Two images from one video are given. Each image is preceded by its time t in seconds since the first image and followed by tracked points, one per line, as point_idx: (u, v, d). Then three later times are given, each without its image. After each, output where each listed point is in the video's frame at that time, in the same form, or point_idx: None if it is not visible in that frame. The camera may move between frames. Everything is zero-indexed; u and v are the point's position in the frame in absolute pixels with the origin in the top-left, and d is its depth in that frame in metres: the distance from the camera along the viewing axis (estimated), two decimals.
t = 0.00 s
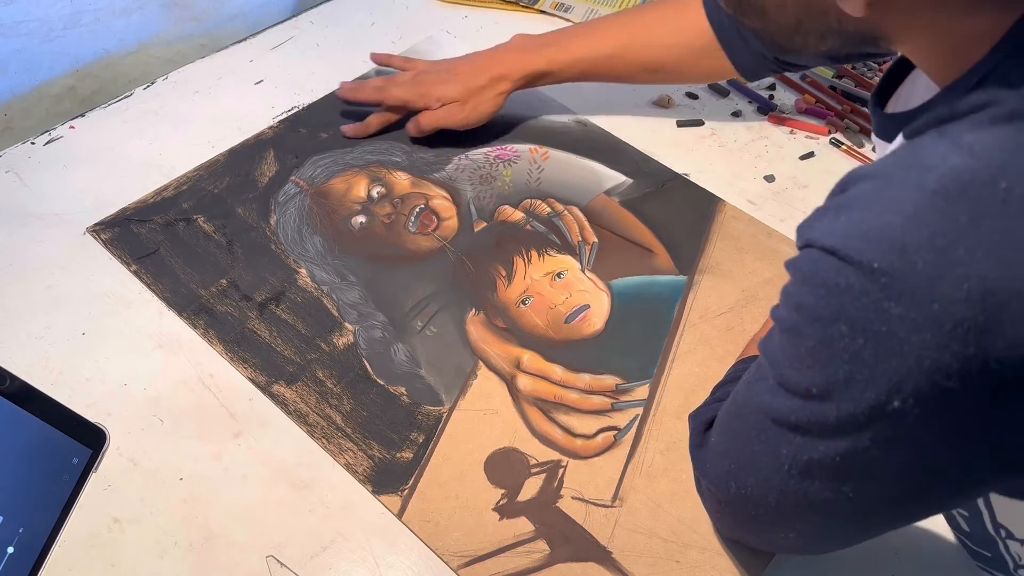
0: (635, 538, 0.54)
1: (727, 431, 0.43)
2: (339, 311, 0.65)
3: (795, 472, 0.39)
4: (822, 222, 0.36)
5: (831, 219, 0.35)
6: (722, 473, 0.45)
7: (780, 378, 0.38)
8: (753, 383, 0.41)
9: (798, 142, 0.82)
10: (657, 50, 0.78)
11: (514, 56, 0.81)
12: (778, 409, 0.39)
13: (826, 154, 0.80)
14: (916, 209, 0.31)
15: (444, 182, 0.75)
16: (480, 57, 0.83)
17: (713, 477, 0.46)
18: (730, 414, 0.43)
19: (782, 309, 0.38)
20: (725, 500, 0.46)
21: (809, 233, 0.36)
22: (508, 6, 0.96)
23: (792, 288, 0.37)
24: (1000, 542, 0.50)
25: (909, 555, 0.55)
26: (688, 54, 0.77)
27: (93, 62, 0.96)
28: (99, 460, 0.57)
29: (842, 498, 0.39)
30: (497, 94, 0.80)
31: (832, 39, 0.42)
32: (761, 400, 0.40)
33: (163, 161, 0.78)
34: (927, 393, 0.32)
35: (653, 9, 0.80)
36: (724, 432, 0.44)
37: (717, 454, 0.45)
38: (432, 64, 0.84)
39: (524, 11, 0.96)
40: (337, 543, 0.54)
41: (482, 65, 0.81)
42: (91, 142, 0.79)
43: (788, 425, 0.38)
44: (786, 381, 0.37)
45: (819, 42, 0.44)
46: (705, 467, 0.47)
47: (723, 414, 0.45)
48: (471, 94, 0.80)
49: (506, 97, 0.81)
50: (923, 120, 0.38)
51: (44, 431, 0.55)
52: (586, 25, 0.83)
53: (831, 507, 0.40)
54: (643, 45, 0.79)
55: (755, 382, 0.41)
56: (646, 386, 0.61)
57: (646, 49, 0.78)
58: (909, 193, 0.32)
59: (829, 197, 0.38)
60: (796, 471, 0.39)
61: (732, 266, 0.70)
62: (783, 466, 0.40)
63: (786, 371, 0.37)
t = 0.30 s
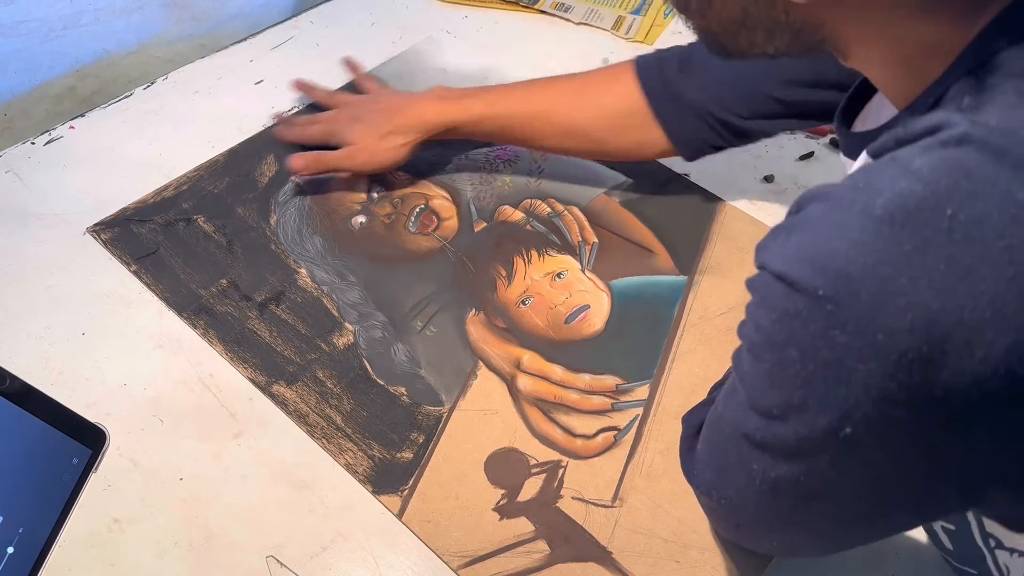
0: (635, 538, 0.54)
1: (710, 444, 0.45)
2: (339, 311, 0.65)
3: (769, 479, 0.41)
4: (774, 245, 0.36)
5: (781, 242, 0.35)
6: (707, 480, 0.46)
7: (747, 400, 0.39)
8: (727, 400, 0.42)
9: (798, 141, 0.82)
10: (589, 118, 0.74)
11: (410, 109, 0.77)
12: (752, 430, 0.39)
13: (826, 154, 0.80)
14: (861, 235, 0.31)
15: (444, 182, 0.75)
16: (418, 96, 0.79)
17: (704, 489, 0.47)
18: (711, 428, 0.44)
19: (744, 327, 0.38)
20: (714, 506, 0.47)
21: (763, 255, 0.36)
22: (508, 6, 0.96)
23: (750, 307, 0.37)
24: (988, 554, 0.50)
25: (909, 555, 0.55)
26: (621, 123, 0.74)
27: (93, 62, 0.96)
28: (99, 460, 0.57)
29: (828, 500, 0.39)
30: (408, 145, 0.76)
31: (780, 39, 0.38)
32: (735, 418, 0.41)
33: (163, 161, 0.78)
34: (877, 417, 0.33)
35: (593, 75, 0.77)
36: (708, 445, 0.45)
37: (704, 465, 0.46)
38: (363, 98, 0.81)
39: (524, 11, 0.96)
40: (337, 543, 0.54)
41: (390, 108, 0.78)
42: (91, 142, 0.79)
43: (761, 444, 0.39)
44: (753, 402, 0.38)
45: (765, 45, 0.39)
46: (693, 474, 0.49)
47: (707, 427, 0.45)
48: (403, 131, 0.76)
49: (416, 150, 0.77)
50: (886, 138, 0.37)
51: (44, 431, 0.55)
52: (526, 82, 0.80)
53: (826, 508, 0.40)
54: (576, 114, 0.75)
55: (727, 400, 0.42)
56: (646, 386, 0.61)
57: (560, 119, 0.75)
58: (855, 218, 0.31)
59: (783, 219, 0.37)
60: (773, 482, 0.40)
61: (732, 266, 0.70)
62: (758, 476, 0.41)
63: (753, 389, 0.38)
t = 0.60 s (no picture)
0: (635, 538, 0.54)
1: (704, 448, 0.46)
2: (339, 311, 0.65)
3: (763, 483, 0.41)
4: (760, 255, 0.37)
5: (767, 252, 0.36)
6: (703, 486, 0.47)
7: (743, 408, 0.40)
8: (721, 406, 0.43)
9: (798, 141, 0.82)
10: (621, 45, 0.80)
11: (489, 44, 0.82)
12: (749, 438, 0.40)
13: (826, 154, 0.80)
14: (848, 245, 0.32)
15: (444, 182, 0.75)
16: (458, 40, 0.83)
17: (702, 493, 0.47)
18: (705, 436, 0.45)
19: (735, 337, 0.39)
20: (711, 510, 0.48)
21: (750, 264, 0.37)
22: (508, 5, 0.96)
23: (741, 319, 0.38)
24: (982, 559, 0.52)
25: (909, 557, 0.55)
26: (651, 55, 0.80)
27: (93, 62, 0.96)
28: (99, 461, 0.57)
29: (825, 502, 0.40)
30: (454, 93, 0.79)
31: (760, 74, 0.44)
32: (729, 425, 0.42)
33: (163, 161, 0.78)
34: (869, 427, 0.33)
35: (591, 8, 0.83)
36: (702, 450, 0.46)
37: (701, 469, 0.46)
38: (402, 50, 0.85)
39: (524, 11, 0.96)
40: (337, 543, 0.54)
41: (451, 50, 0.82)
42: (91, 142, 0.79)
43: (755, 451, 0.40)
44: (748, 410, 0.39)
45: (746, 76, 0.46)
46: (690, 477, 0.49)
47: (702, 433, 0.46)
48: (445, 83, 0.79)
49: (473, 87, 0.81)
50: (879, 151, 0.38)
51: (44, 431, 0.55)
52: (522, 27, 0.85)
53: (824, 511, 0.40)
54: (606, 36, 0.80)
55: (721, 405, 0.43)
56: (646, 386, 0.61)
57: (593, 45, 0.80)
58: (841, 228, 0.33)
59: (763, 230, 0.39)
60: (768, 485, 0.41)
61: (732, 266, 0.69)
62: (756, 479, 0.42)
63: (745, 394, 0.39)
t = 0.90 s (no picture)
0: (635, 538, 0.54)
1: (709, 440, 0.45)
2: (339, 311, 0.65)
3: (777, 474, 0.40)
4: (772, 242, 0.37)
5: (780, 238, 0.36)
6: (706, 481, 0.46)
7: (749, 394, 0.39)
8: (726, 396, 0.43)
9: (798, 141, 0.82)
10: (590, 66, 0.79)
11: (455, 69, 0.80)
12: (755, 424, 0.39)
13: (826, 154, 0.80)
14: (860, 228, 0.32)
15: (444, 181, 0.75)
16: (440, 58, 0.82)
17: (702, 485, 0.47)
18: (711, 426, 0.45)
19: (745, 324, 0.39)
20: (714, 506, 0.47)
21: (761, 251, 0.37)
22: (508, 6, 0.96)
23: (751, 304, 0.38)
24: (981, 557, 0.51)
25: (911, 557, 0.55)
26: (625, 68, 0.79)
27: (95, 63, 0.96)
28: (99, 460, 0.57)
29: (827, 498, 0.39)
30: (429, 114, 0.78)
31: (772, 79, 0.44)
32: (735, 412, 0.41)
33: (162, 161, 0.78)
34: (879, 409, 0.33)
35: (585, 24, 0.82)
36: (707, 443, 0.45)
37: (703, 461, 0.46)
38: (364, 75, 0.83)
39: (524, 11, 0.96)
40: (337, 543, 0.54)
41: (417, 73, 0.81)
42: (91, 142, 0.79)
43: (762, 438, 0.39)
44: (754, 396, 0.38)
45: (759, 82, 0.45)
46: (693, 473, 0.49)
47: (706, 426, 0.46)
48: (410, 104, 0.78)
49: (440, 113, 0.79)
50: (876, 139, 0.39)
51: (44, 430, 0.55)
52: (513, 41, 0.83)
53: (829, 505, 0.39)
54: (577, 57, 0.79)
55: (727, 396, 0.42)
56: (646, 386, 0.61)
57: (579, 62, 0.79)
58: (854, 213, 0.33)
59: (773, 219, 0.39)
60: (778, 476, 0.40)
61: (732, 266, 0.69)
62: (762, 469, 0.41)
63: (753, 376, 0.38)
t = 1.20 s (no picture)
0: (635, 538, 0.54)
1: (707, 445, 0.45)
2: (339, 311, 0.65)
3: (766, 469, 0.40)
4: (767, 248, 0.36)
5: (775, 244, 0.36)
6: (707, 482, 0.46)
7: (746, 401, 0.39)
8: (722, 401, 0.42)
9: (798, 141, 0.82)
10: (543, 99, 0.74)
11: (397, 104, 0.75)
12: (754, 427, 0.39)
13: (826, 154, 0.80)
14: (858, 233, 0.32)
15: (444, 181, 0.75)
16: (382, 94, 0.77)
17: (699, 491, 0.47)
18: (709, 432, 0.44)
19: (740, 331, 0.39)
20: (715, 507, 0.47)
21: (757, 257, 0.37)
22: (509, 5, 0.96)
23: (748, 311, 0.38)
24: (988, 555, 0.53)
25: (911, 557, 0.55)
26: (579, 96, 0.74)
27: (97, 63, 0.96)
28: (99, 460, 0.57)
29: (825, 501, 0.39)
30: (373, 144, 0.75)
31: (769, 69, 0.43)
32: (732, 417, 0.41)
33: (162, 161, 0.78)
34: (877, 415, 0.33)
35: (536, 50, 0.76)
36: (705, 450, 0.45)
37: (702, 468, 0.46)
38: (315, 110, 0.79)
39: (524, 11, 0.96)
40: (337, 543, 0.54)
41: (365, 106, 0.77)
42: (91, 142, 0.79)
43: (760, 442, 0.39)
44: (751, 402, 0.38)
45: (756, 72, 0.44)
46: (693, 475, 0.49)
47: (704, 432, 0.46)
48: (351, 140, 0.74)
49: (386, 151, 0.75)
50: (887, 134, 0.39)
51: (44, 430, 0.55)
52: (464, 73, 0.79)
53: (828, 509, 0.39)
54: (530, 90, 0.75)
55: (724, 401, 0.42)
56: (646, 386, 0.61)
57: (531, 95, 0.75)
58: (850, 218, 0.33)
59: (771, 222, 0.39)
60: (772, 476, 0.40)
61: (732, 266, 0.70)
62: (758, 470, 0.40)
63: (748, 382, 0.38)
